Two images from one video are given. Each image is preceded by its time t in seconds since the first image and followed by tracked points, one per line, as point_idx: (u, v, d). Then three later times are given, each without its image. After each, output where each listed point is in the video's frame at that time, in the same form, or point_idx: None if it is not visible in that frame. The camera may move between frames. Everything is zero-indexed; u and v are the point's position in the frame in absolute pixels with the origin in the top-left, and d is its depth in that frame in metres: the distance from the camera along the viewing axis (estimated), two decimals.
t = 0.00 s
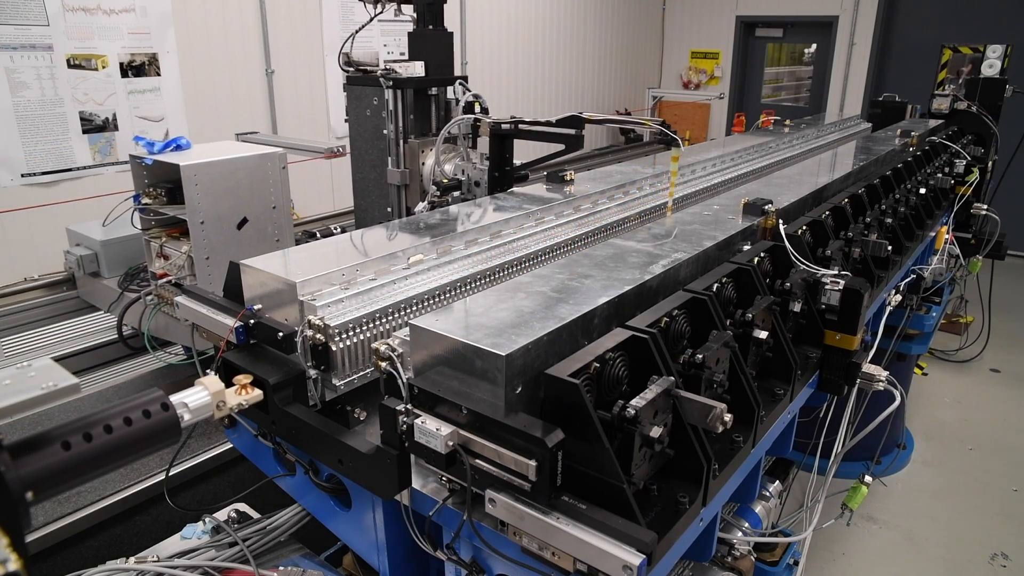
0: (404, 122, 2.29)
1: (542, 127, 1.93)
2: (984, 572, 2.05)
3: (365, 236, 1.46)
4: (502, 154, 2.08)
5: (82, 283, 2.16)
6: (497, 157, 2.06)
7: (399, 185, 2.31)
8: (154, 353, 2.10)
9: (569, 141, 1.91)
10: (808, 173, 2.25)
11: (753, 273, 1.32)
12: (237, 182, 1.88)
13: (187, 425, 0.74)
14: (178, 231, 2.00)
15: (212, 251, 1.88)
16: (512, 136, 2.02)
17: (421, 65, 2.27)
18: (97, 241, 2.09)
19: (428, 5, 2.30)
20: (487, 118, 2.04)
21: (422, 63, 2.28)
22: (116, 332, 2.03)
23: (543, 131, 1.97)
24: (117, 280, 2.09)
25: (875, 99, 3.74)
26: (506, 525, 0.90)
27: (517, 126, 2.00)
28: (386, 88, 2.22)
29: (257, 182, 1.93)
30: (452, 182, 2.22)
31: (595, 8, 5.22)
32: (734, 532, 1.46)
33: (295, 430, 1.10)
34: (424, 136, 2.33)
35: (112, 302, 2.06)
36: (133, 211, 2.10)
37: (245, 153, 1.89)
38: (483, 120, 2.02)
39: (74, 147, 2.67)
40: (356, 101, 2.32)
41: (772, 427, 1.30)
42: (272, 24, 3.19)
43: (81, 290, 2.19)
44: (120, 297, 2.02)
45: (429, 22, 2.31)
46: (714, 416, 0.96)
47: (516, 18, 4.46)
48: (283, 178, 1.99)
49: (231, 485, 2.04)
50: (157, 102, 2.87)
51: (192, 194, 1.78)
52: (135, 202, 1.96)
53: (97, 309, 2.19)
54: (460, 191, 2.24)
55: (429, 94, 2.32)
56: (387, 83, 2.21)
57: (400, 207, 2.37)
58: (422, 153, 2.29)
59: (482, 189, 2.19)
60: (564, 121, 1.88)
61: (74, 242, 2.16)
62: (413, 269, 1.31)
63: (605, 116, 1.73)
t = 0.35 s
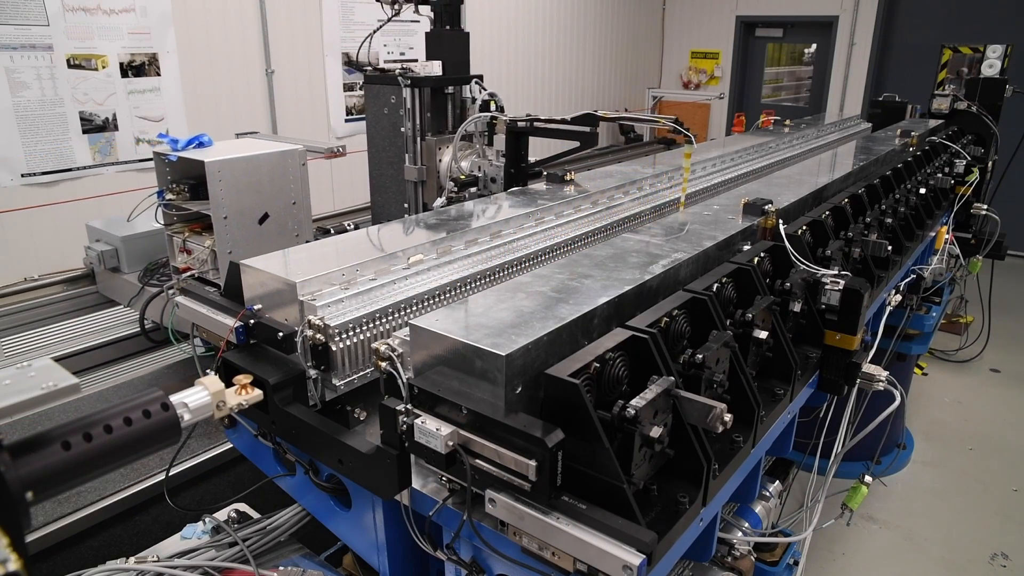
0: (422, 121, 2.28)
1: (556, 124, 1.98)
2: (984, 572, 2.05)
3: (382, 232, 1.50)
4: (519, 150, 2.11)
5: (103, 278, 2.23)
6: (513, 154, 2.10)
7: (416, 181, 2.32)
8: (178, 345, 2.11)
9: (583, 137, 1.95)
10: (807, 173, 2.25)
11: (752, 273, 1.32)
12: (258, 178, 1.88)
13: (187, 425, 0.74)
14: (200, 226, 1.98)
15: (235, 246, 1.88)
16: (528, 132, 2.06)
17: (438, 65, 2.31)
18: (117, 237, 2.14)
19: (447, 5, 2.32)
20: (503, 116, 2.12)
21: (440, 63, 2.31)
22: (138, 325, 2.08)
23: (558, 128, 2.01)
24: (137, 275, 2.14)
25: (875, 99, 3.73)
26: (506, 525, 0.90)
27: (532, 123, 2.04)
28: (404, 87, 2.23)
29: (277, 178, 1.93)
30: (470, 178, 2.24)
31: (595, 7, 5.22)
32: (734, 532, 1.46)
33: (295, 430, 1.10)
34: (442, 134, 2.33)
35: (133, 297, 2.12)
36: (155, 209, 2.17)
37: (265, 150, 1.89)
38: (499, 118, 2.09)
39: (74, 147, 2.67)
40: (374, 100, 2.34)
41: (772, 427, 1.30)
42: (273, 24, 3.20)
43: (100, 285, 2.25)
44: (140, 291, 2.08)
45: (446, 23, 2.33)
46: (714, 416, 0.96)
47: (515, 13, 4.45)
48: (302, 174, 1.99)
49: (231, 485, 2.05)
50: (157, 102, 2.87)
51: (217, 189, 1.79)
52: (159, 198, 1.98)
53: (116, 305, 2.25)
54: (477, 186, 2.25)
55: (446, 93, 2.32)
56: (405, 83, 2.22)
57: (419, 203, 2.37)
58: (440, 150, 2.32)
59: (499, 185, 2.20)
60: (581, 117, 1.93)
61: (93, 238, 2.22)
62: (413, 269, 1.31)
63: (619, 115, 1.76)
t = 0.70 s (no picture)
0: (440, 118, 2.30)
1: (570, 122, 2.02)
2: (984, 572, 2.05)
3: (400, 226, 1.55)
4: (533, 148, 2.15)
5: (121, 273, 2.23)
6: (528, 151, 2.13)
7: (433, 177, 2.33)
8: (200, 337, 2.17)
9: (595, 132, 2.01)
10: (807, 173, 2.25)
11: (752, 273, 1.32)
12: (278, 173, 1.89)
13: (187, 425, 0.74)
14: (221, 222, 1.97)
15: (256, 240, 1.88)
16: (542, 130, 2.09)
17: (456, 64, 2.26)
18: (138, 233, 2.14)
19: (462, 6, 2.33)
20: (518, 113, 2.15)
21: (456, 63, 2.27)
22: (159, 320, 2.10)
23: (571, 126, 2.05)
24: (157, 271, 2.14)
25: (875, 99, 3.74)
26: (506, 525, 0.90)
27: (546, 122, 2.08)
28: (422, 85, 2.24)
29: (297, 174, 1.94)
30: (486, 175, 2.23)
31: (595, 7, 5.22)
32: (734, 532, 1.46)
33: (295, 430, 1.10)
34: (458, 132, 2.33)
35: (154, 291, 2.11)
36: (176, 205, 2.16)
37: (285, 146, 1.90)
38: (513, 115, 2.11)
39: (74, 147, 2.67)
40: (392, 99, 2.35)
41: (772, 427, 1.30)
42: (272, 24, 3.20)
43: (121, 281, 2.24)
44: (160, 287, 2.07)
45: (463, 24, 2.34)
46: (714, 416, 0.96)
47: (515, 10, 4.45)
48: (322, 169, 2.00)
49: (231, 485, 2.05)
50: (158, 102, 2.87)
51: (239, 185, 1.80)
52: (181, 194, 1.93)
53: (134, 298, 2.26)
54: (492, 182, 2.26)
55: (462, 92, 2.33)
56: (423, 81, 2.24)
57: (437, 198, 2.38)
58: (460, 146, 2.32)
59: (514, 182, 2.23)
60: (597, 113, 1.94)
61: (114, 234, 2.21)
62: (413, 269, 1.31)
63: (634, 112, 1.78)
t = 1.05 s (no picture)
0: (454, 116, 2.31)
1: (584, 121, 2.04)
2: (983, 572, 2.05)
3: (414, 222, 1.60)
4: (547, 145, 2.15)
5: (139, 268, 2.24)
6: (543, 148, 2.13)
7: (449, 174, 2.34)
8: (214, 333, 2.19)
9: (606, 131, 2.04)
10: (808, 173, 2.25)
11: (752, 273, 1.32)
12: (299, 170, 1.90)
13: (186, 425, 0.74)
14: (242, 218, 2.00)
15: (277, 236, 1.89)
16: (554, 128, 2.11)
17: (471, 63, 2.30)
18: (155, 229, 2.14)
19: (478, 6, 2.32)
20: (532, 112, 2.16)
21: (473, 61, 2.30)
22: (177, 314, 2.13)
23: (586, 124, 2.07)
24: (175, 266, 2.14)
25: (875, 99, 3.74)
26: (506, 525, 0.90)
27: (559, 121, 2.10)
28: (438, 84, 2.24)
29: (316, 170, 1.95)
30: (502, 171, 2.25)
31: (595, 7, 5.22)
32: (734, 532, 1.46)
33: (295, 430, 1.10)
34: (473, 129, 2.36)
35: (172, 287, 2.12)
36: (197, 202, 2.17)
37: (306, 145, 1.91)
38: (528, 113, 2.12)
39: (74, 147, 2.67)
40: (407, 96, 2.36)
41: (772, 427, 1.30)
42: (272, 23, 3.20)
43: (139, 275, 2.26)
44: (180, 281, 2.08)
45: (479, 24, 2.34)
46: (714, 416, 0.96)
47: (515, 10, 4.45)
48: (340, 167, 2.01)
49: (231, 485, 2.05)
50: (158, 102, 2.87)
51: (261, 181, 1.80)
52: (203, 190, 1.96)
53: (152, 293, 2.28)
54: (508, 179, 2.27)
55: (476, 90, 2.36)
56: (440, 80, 2.24)
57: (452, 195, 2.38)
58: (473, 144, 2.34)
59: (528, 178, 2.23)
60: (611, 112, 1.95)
61: (133, 230, 2.23)
62: (413, 269, 1.32)
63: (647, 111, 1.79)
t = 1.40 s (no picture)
0: (470, 116, 2.31)
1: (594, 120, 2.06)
2: (983, 572, 2.05)
3: (429, 218, 1.62)
4: (561, 142, 2.16)
5: (156, 263, 2.24)
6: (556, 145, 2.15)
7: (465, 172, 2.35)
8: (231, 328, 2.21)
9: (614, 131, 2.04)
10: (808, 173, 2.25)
11: (752, 273, 1.32)
12: (319, 166, 1.92)
13: (186, 425, 0.74)
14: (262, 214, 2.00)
15: (297, 231, 1.91)
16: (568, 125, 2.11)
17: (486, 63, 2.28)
18: (173, 225, 2.16)
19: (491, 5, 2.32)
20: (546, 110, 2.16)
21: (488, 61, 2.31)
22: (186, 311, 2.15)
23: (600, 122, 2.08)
24: (192, 261, 2.15)
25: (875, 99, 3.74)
26: (506, 525, 0.90)
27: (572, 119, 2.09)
28: (454, 83, 2.25)
29: (335, 166, 1.96)
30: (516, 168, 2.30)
31: (595, 7, 5.22)
32: (734, 532, 1.46)
33: (295, 430, 1.10)
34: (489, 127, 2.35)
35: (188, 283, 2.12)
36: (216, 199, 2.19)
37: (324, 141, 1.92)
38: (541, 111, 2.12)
39: (73, 147, 2.66)
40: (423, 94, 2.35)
41: (772, 427, 1.30)
42: (273, 24, 3.20)
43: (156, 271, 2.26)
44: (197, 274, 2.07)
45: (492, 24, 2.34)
46: (714, 415, 0.96)
47: (513, 10, 4.44)
48: (357, 164, 2.02)
49: (231, 485, 2.05)
50: (157, 102, 2.87)
51: (283, 178, 1.83)
52: (225, 186, 1.99)
53: (169, 289, 2.28)
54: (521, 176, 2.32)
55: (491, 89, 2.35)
56: (455, 79, 2.24)
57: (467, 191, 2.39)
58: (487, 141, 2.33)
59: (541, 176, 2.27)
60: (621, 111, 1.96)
61: (150, 226, 2.24)
62: (413, 269, 1.32)
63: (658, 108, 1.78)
